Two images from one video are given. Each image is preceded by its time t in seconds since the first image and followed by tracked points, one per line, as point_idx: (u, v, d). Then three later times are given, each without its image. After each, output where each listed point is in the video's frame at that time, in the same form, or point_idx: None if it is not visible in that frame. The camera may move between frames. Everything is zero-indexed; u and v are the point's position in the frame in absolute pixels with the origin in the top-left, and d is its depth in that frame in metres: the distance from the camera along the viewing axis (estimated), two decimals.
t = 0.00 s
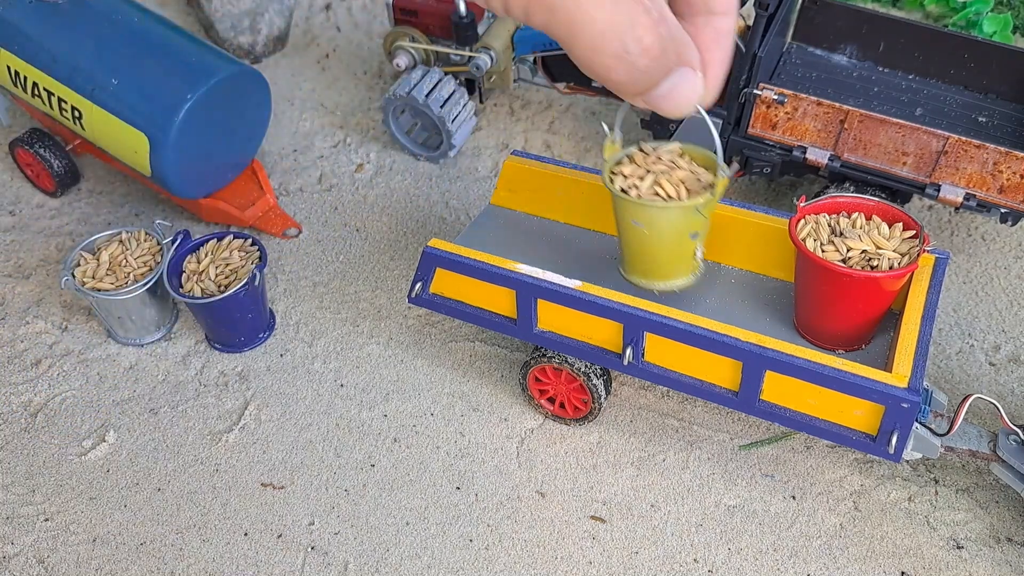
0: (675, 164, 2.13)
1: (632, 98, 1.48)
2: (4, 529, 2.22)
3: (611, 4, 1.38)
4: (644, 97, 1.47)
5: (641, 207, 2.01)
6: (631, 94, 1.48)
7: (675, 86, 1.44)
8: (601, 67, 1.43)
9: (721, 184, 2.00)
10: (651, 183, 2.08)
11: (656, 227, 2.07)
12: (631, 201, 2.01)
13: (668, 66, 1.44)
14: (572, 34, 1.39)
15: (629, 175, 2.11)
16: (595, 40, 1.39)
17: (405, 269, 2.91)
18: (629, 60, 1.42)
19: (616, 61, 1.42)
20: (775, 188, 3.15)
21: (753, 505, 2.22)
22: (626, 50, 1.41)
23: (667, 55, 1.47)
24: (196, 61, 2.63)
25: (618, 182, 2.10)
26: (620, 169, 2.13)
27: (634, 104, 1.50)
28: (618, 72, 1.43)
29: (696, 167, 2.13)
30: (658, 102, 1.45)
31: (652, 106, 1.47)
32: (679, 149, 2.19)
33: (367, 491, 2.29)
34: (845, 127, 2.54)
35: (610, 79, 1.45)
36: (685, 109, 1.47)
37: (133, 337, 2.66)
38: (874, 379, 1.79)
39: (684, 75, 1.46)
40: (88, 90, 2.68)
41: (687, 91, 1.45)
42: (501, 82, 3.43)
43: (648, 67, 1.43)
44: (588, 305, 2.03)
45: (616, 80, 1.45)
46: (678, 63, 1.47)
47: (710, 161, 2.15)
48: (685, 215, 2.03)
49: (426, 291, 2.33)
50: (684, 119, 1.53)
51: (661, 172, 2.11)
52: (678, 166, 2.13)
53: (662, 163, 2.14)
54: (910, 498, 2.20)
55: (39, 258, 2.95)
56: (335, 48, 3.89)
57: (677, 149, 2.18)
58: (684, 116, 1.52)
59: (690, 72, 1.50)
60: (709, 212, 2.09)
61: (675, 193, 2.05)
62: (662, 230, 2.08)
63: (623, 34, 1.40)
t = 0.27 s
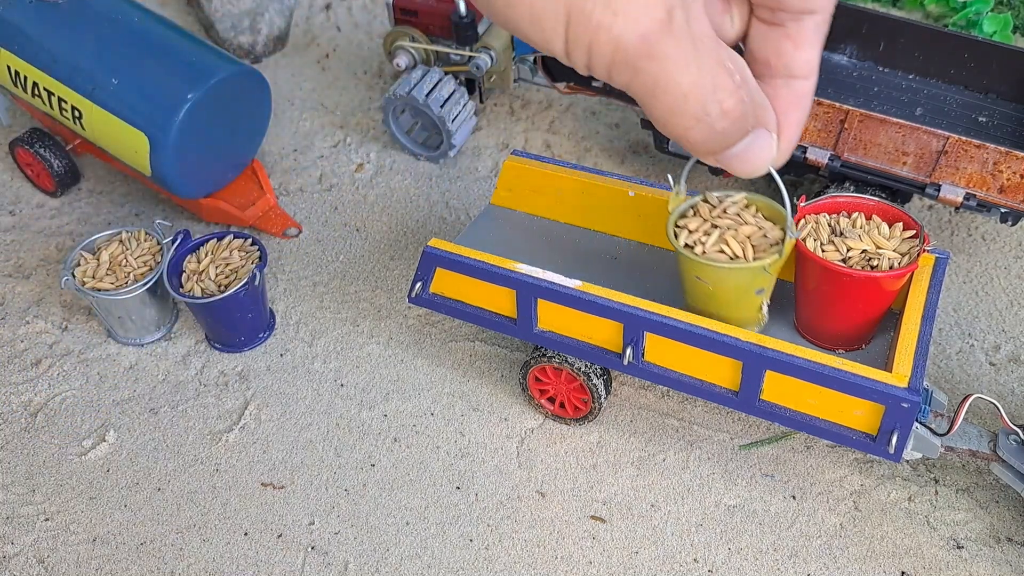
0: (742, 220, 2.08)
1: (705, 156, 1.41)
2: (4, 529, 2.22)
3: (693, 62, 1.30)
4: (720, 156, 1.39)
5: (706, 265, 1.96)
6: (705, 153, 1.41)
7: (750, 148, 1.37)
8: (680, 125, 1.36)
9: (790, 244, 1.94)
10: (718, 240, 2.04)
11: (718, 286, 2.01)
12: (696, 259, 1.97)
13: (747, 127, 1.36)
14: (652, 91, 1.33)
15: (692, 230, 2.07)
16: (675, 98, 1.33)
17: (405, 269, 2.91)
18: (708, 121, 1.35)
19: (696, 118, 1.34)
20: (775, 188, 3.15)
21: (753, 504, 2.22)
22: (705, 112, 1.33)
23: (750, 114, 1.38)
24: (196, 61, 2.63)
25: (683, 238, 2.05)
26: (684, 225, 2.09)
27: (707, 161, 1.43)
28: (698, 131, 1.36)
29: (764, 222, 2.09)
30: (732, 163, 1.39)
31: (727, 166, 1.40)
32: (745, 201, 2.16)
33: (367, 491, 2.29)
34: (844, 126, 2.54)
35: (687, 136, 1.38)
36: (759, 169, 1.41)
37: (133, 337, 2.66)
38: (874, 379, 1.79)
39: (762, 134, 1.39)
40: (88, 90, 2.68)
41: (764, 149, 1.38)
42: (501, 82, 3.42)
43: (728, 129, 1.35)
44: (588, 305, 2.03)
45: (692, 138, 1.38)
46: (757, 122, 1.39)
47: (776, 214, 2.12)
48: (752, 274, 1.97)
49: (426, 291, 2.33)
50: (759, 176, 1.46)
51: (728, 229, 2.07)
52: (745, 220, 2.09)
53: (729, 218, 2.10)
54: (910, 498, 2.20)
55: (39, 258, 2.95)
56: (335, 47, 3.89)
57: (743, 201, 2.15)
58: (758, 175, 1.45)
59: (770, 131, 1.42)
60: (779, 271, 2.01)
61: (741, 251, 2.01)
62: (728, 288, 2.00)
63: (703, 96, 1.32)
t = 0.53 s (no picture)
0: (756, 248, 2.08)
1: (725, 180, 1.37)
2: (4, 529, 2.22)
3: (721, 90, 1.24)
4: (740, 182, 1.38)
5: (718, 294, 1.95)
6: (724, 179, 1.38)
7: (772, 175, 1.36)
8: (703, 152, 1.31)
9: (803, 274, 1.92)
10: (731, 268, 2.04)
11: (733, 314, 1.99)
12: (707, 288, 1.97)
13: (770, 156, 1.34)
14: (675, 119, 1.27)
15: (706, 257, 2.08)
16: (698, 125, 1.27)
17: (405, 269, 2.91)
18: (733, 148, 1.29)
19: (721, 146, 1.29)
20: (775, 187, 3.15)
21: (753, 504, 2.22)
22: (730, 139, 1.28)
23: (773, 142, 1.33)
24: (196, 61, 2.63)
25: (696, 267, 2.06)
26: (698, 252, 2.10)
27: (726, 187, 1.41)
28: (719, 157, 1.31)
29: (779, 249, 2.08)
30: (753, 189, 1.38)
31: (748, 191, 1.39)
32: (760, 227, 2.16)
33: (367, 490, 2.29)
34: (845, 126, 2.55)
35: (709, 162, 1.33)
36: (778, 196, 1.40)
37: (133, 337, 2.66)
38: (874, 378, 1.80)
39: (783, 162, 1.37)
40: (88, 90, 2.68)
41: (783, 178, 1.37)
42: (501, 82, 3.43)
43: (751, 158, 1.31)
44: (588, 305, 2.03)
45: (714, 164, 1.33)
46: (780, 150, 1.36)
47: (791, 240, 2.11)
48: (765, 303, 1.95)
49: (426, 291, 2.33)
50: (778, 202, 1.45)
51: (742, 256, 2.07)
52: (760, 247, 2.09)
53: (743, 244, 2.10)
54: (910, 498, 2.20)
55: (39, 258, 2.95)
56: (335, 47, 3.88)
57: (758, 226, 2.15)
58: (776, 200, 1.43)
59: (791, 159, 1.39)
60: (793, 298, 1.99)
61: (755, 280, 2.00)
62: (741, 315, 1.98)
63: (729, 124, 1.26)
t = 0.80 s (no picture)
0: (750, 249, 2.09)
1: (720, 180, 1.38)
2: (4, 529, 2.22)
3: (717, 90, 1.24)
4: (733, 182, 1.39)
5: (713, 293, 1.95)
6: (718, 179, 1.38)
7: (766, 175, 1.37)
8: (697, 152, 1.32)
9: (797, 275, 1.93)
10: (726, 268, 2.04)
11: (728, 314, 2.00)
12: (702, 287, 1.97)
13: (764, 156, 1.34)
14: (670, 119, 1.27)
15: (701, 257, 2.08)
16: (694, 125, 1.27)
17: (405, 269, 2.91)
18: (728, 148, 1.30)
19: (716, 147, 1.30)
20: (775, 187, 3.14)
21: (753, 504, 2.22)
22: (725, 139, 1.29)
23: (767, 143, 1.34)
24: (196, 61, 2.64)
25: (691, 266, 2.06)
26: (693, 251, 2.10)
27: (719, 186, 1.41)
28: (714, 157, 1.32)
29: (773, 250, 2.09)
30: (747, 189, 1.39)
31: (742, 191, 1.40)
32: (754, 228, 2.16)
33: (367, 490, 2.29)
34: (845, 126, 2.55)
35: (703, 161, 1.34)
36: (772, 196, 1.41)
37: (133, 337, 2.66)
38: (874, 378, 1.80)
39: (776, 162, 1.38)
40: (88, 90, 2.68)
41: (776, 179, 1.38)
42: (501, 81, 3.45)
43: (745, 158, 1.32)
44: (588, 305, 2.03)
45: (708, 163, 1.33)
46: (774, 150, 1.37)
47: (786, 241, 2.11)
48: (759, 304, 1.96)
49: (426, 291, 2.33)
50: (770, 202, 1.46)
51: (736, 257, 2.07)
52: (754, 248, 2.10)
53: (738, 245, 2.11)
54: (910, 498, 2.20)
55: (39, 258, 2.95)
56: (335, 47, 3.89)
57: (753, 227, 2.16)
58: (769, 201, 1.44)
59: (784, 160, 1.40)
60: (786, 300, 2.00)
61: (749, 280, 2.01)
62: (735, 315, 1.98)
63: (725, 124, 1.27)
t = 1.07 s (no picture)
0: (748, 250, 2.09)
1: (720, 181, 1.38)
2: (4, 529, 2.22)
3: (718, 92, 1.24)
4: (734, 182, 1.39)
5: (709, 292, 1.96)
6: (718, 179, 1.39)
7: (765, 176, 1.37)
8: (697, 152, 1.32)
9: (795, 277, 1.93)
10: (723, 268, 2.04)
11: (723, 314, 2.00)
12: (699, 285, 1.97)
13: (764, 157, 1.35)
14: (672, 119, 1.28)
15: (698, 256, 2.08)
16: (694, 125, 1.27)
17: (405, 269, 2.91)
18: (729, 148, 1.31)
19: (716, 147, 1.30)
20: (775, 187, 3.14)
21: (753, 504, 2.22)
22: (725, 140, 1.29)
23: (766, 144, 1.35)
24: (196, 62, 2.64)
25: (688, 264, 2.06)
26: (691, 250, 2.10)
27: (719, 186, 1.41)
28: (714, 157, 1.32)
29: (769, 252, 2.10)
30: (747, 189, 1.39)
31: (742, 192, 1.40)
32: (752, 231, 2.16)
33: (367, 490, 2.29)
34: (845, 126, 2.55)
35: (703, 160, 1.34)
36: (770, 196, 1.41)
37: (133, 337, 2.66)
38: (874, 379, 1.80)
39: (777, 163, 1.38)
40: (88, 90, 2.68)
41: (775, 179, 1.38)
42: (500, 82, 3.44)
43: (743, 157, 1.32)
44: (588, 305, 2.03)
45: (708, 163, 1.34)
46: (774, 151, 1.37)
47: (783, 244, 2.12)
48: (755, 305, 1.96)
49: (426, 291, 2.33)
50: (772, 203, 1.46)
51: (734, 258, 2.07)
52: (751, 250, 2.10)
53: (736, 246, 2.11)
54: (910, 498, 2.20)
55: (39, 258, 2.95)
56: (335, 47, 3.89)
57: (751, 230, 2.16)
58: (769, 201, 1.44)
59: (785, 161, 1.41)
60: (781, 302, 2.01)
61: (745, 280, 2.01)
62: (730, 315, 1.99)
63: (725, 125, 1.27)
